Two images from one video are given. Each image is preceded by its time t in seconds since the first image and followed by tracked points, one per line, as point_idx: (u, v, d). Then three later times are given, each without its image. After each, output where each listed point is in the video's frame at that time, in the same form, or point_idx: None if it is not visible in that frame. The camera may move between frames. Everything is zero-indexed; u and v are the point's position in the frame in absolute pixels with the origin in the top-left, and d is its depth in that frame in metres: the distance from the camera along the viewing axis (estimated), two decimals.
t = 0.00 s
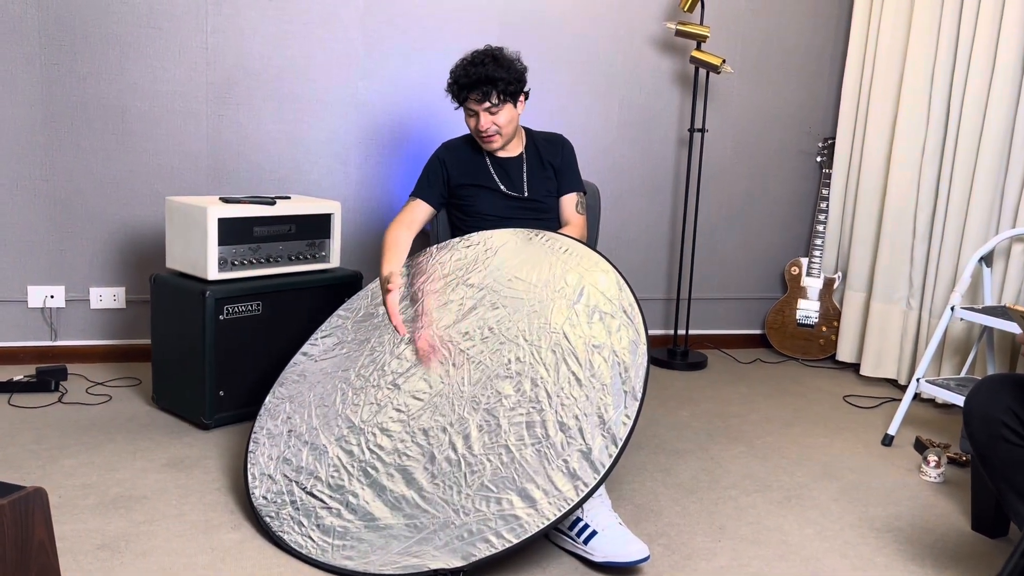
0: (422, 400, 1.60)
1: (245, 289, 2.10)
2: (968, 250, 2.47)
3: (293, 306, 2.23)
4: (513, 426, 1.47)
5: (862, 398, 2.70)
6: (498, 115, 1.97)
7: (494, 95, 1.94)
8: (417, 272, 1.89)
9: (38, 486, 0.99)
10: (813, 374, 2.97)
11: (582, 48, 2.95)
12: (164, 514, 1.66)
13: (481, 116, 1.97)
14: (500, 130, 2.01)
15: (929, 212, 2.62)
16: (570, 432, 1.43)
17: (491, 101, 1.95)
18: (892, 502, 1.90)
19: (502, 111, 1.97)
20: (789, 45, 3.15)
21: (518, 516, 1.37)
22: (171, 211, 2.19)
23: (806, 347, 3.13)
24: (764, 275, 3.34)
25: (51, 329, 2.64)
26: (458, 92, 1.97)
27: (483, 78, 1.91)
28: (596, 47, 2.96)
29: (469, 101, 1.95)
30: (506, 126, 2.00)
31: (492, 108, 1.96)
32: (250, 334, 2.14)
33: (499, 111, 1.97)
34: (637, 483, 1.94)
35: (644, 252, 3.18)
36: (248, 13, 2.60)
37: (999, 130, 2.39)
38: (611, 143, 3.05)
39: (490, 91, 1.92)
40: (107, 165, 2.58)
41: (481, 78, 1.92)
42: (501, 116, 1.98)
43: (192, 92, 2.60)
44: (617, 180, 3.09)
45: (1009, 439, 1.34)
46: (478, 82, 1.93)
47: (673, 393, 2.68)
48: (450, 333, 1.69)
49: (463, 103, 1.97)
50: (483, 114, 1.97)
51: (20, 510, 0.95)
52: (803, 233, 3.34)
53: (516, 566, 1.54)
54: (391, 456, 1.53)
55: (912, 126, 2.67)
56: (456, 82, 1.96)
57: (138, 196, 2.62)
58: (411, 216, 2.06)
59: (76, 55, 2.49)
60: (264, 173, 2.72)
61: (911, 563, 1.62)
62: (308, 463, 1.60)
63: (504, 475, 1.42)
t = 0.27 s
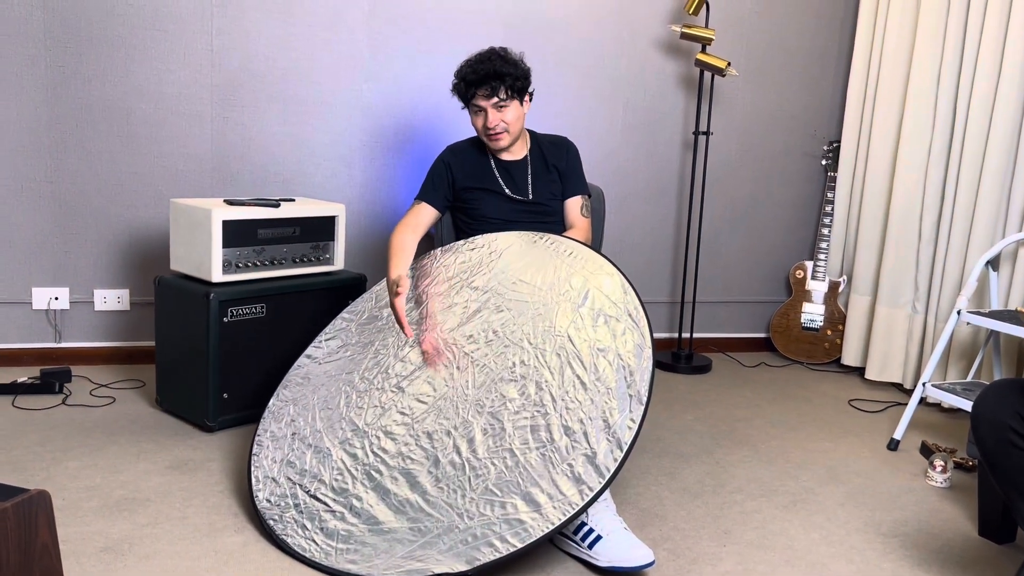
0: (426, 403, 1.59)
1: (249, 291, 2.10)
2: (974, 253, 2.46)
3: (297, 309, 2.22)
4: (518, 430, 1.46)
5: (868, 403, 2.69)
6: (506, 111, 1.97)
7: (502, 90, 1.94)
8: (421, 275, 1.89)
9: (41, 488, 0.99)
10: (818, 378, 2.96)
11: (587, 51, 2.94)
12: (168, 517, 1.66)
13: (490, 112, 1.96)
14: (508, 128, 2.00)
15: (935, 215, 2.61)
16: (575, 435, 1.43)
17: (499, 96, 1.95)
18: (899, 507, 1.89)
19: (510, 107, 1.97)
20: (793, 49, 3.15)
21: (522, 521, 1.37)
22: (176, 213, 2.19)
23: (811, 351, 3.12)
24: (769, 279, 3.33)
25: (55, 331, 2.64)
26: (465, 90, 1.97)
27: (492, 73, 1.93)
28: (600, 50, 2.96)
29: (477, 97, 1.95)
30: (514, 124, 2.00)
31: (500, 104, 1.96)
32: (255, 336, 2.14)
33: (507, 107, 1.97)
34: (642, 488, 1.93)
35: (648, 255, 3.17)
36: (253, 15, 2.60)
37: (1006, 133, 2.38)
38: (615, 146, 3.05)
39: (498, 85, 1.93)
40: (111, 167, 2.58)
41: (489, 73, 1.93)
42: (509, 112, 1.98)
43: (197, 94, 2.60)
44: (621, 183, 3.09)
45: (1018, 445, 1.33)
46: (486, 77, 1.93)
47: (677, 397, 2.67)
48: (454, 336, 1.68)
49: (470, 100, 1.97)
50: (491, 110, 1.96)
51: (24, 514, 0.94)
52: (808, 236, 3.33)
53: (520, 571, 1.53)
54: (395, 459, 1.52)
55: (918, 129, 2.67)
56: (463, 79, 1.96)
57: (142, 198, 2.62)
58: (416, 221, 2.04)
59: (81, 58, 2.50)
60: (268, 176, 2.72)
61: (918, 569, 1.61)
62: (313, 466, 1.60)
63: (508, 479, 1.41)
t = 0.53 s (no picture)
0: (428, 408, 1.59)
1: (251, 295, 2.10)
2: (977, 259, 2.45)
3: (300, 313, 2.22)
4: (521, 435, 1.46)
5: (871, 409, 2.68)
6: (513, 110, 1.98)
7: (510, 88, 1.96)
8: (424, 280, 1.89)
9: (44, 493, 0.99)
10: (821, 383, 2.95)
11: (590, 57, 2.95)
12: (169, 522, 1.65)
13: (497, 110, 1.97)
14: (515, 128, 2.00)
15: (939, 221, 2.61)
16: (577, 441, 1.42)
17: (507, 95, 1.96)
18: (903, 513, 1.88)
19: (518, 107, 1.98)
20: (796, 55, 3.15)
21: (525, 527, 1.36)
22: (179, 217, 2.19)
23: (814, 356, 3.11)
24: (772, 284, 3.33)
25: (58, 335, 2.65)
26: (473, 90, 1.98)
27: (500, 71, 1.95)
28: (603, 55, 2.96)
29: (485, 95, 1.97)
30: (521, 123, 2.00)
31: (507, 102, 1.97)
32: (257, 341, 2.13)
33: (514, 106, 1.98)
34: (645, 493, 1.93)
35: (651, 260, 3.17)
36: (256, 20, 2.61)
37: (1010, 139, 2.37)
38: (618, 151, 3.05)
39: (506, 83, 1.95)
40: (114, 172, 2.58)
41: (498, 71, 1.95)
42: (516, 112, 1.99)
43: (200, 98, 2.61)
44: (624, 188, 3.09)
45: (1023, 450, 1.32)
46: (494, 75, 1.95)
47: (680, 402, 2.66)
48: (456, 341, 1.68)
49: (478, 99, 1.98)
50: (499, 109, 1.97)
51: (26, 519, 0.94)
52: (811, 241, 3.33)
53: None
54: (397, 464, 1.52)
55: (921, 135, 2.66)
56: (471, 79, 1.98)
57: (145, 202, 2.62)
58: (419, 227, 2.05)
59: (84, 62, 2.50)
60: (271, 180, 2.72)
61: None
62: (315, 471, 1.60)
63: (510, 485, 1.41)
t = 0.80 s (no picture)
0: (429, 413, 1.59)
1: (253, 299, 2.10)
2: (979, 264, 2.45)
3: (301, 317, 2.22)
4: (522, 440, 1.45)
5: (873, 414, 2.68)
6: (517, 115, 1.99)
7: (515, 92, 1.97)
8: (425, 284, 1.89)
9: (44, 497, 0.98)
10: (823, 389, 2.95)
11: (592, 62, 2.95)
12: (169, 527, 1.65)
13: (501, 114, 1.98)
14: (518, 132, 2.01)
15: (940, 226, 2.60)
16: (579, 446, 1.42)
17: (511, 99, 1.98)
18: (905, 519, 1.88)
19: (521, 111, 1.99)
20: (798, 60, 3.15)
21: (526, 532, 1.36)
22: (180, 222, 2.19)
23: (816, 362, 3.10)
24: (773, 289, 3.32)
25: (59, 339, 2.65)
26: (477, 94, 2.00)
27: (504, 75, 1.96)
28: (605, 60, 2.96)
29: (490, 98, 1.98)
30: (524, 128, 2.01)
31: (512, 106, 1.98)
32: (258, 345, 2.13)
33: (518, 110, 1.99)
34: (646, 499, 1.92)
35: (652, 265, 3.17)
36: (259, 25, 2.61)
37: (1011, 144, 2.37)
38: (620, 156, 3.05)
39: (511, 87, 1.96)
40: (116, 176, 2.59)
41: (502, 75, 1.96)
42: (520, 116, 1.99)
43: (202, 102, 2.61)
44: (626, 193, 3.09)
45: None
46: (498, 79, 1.97)
47: (681, 407, 2.66)
48: (458, 345, 1.68)
49: (482, 103, 1.99)
50: (503, 113, 1.98)
51: (26, 523, 0.94)
52: (813, 246, 3.33)
53: None
54: (398, 469, 1.52)
55: (923, 140, 2.66)
56: (476, 84, 1.99)
57: (147, 206, 2.63)
58: (419, 232, 2.07)
59: (87, 67, 2.51)
60: (273, 184, 2.72)
61: None
62: (316, 475, 1.59)
63: (511, 490, 1.40)
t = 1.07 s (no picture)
0: (429, 416, 1.59)
1: (253, 303, 2.10)
2: (981, 268, 2.45)
3: (301, 321, 2.22)
4: (522, 444, 1.45)
5: (875, 418, 2.67)
6: (518, 118, 1.99)
7: (517, 95, 1.98)
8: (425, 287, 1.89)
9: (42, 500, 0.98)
10: (824, 393, 2.94)
11: (593, 66, 2.95)
12: (168, 530, 1.65)
13: (503, 116, 1.98)
14: (520, 135, 2.01)
15: (942, 229, 2.60)
16: (579, 449, 1.42)
17: (513, 102, 1.98)
18: (906, 524, 1.87)
19: (523, 114, 2.00)
20: (798, 64, 3.15)
21: (525, 537, 1.35)
22: (181, 225, 2.19)
23: (817, 366, 3.10)
24: (774, 293, 3.32)
25: (59, 342, 2.64)
26: (479, 96, 1.99)
27: (507, 77, 1.97)
28: (605, 64, 2.96)
29: (492, 101, 1.98)
30: (525, 131, 2.01)
31: (514, 109, 1.98)
32: (258, 348, 2.13)
33: (520, 113, 1.99)
34: (646, 503, 1.92)
35: (653, 269, 3.17)
36: (259, 29, 2.62)
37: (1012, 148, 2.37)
38: (620, 160, 3.05)
39: (513, 90, 1.97)
40: (117, 179, 2.59)
41: (505, 77, 1.97)
42: (521, 119, 2.00)
43: (203, 106, 2.61)
44: (626, 197, 3.09)
45: None
46: (501, 82, 1.97)
47: (682, 411, 2.65)
48: (457, 349, 1.68)
49: (484, 106, 1.99)
50: (505, 115, 1.98)
51: (23, 527, 0.93)
52: (813, 250, 3.32)
53: None
54: (397, 472, 1.51)
55: (924, 144, 2.66)
56: (478, 86, 1.99)
57: (147, 210, 2.63)
58: (419, 236, 2.06)
59: (87, 71, 2.51)
60: (273, 188, 2.72)
61: None
62: (315, 479, 1.59)
63: (511, 494, 1.40)
